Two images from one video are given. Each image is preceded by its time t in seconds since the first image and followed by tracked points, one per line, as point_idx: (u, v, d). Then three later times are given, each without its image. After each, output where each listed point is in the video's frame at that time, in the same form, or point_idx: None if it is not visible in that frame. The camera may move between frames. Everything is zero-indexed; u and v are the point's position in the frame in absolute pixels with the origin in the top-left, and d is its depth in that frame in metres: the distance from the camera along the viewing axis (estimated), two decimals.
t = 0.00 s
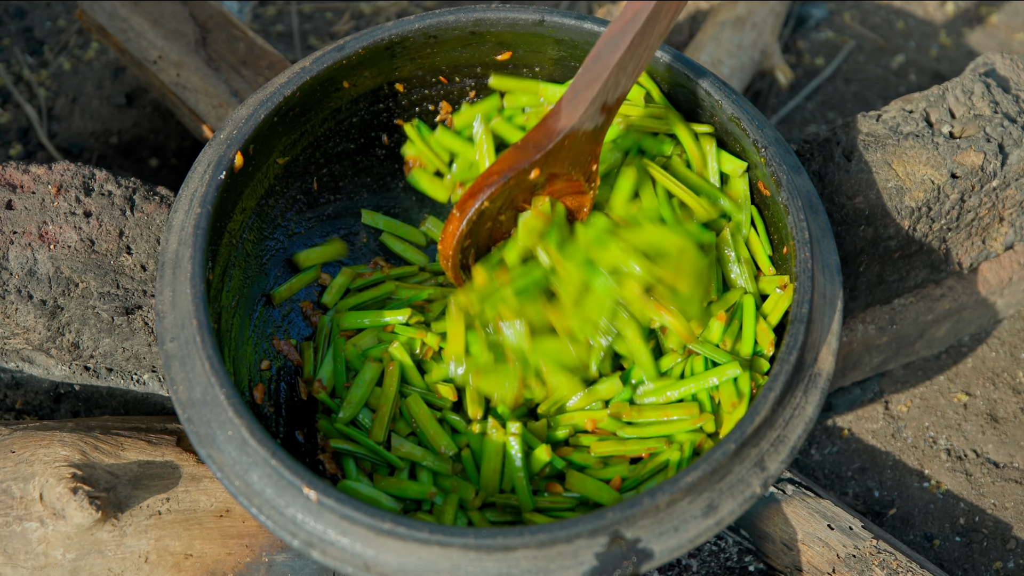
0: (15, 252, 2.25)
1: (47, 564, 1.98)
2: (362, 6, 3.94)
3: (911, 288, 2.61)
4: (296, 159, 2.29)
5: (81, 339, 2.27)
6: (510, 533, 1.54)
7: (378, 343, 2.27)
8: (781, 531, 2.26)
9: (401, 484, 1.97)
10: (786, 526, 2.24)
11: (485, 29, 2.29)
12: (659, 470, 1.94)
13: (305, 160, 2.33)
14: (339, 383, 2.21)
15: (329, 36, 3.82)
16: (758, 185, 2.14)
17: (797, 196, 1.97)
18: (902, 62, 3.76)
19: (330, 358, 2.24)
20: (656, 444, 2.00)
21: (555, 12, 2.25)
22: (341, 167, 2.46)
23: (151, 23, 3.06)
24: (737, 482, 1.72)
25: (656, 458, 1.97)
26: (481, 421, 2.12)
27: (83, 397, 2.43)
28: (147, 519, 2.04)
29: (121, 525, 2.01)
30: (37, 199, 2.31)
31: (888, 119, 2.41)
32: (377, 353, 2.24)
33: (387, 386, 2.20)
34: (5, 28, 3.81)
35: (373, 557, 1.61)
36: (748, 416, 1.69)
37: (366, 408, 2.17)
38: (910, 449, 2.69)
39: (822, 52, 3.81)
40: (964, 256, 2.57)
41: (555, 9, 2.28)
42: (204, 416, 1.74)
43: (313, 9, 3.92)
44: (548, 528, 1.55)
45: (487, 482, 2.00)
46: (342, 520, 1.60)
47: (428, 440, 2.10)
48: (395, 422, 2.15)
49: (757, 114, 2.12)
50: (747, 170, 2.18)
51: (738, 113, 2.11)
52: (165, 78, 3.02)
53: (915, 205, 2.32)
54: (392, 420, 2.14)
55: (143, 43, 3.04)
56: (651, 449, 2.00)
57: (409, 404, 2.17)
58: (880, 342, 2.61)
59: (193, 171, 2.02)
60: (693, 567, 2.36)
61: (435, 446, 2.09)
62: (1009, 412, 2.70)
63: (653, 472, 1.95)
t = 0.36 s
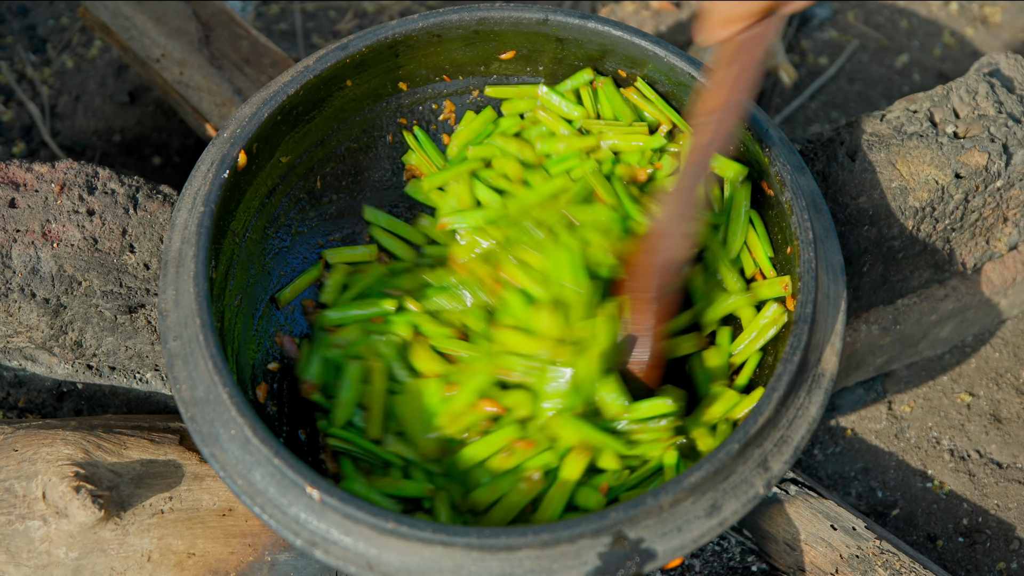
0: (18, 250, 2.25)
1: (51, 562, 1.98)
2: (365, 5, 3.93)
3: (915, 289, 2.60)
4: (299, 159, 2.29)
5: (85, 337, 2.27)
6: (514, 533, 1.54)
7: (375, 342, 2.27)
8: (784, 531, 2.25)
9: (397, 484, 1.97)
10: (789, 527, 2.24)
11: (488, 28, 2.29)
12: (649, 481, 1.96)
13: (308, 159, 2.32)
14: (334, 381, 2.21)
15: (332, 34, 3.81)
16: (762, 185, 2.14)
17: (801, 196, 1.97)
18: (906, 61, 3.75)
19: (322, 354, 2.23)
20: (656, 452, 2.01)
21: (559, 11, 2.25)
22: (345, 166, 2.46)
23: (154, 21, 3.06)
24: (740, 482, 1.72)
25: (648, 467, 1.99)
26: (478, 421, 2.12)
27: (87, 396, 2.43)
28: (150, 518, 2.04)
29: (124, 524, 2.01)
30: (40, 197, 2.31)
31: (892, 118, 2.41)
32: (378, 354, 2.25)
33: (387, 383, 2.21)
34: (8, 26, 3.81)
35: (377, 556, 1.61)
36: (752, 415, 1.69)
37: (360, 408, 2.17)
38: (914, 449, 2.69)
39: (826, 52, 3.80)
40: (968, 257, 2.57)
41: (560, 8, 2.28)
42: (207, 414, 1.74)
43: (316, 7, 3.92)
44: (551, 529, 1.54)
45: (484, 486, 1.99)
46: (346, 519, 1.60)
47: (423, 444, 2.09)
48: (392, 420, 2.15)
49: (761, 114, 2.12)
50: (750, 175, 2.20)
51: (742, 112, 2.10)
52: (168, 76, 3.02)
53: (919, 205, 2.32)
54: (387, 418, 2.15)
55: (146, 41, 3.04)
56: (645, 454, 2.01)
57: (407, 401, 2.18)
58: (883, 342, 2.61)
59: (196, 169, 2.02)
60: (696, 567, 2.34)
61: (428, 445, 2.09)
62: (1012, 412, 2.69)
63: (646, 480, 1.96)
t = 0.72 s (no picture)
0: (18, 251, 2.25)
1: (50, 562, 1.98)
2: (365, 5, 3.93)
3: (915, 288, 2.60)
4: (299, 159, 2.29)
5: (84, 338, 2.27)
6: (513, 533, 1.54)
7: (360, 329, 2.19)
8: (784, 531, 2.25)
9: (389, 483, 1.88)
10: (789, 526, 2.24)
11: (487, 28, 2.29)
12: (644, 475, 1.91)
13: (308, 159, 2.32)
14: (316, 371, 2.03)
15: (332, 34, 3.81)
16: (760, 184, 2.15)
17: (801, 196, 1.97)
18: (906, 61, 3.75)
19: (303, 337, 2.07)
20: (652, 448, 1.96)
21: (558, 11, 2.25)
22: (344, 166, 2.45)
23: (154, 21, 3.06)
24: (740, 482, 1.72)
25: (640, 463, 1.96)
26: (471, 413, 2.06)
27: (86, 396, 2.44)
28: (149, 518, 2.04)
29: (124, 524, 2.01)
30: (40, 197, 2.31)
31: (891, 118, 2.41)
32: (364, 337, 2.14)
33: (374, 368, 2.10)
34: (8, 26, 3.81)
35: (376, 556, 1.61)
36: (751, 415, 1.69)
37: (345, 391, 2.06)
38: (914, 449, 2.68)
39: (825, 52, 3.80)
40: (967, 256, 2.57)
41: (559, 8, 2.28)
42: (207, 414, 1.74)
43: (315, 7, 3.92)
44: (551, 529, 1.54)
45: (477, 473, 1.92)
46: (345, 520, 1.60)
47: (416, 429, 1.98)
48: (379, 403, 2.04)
49: (761, 114, 2.12)
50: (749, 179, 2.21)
51: (742, 113, 2.10)
52: (168, 76, 3.02)
53: (919, 205, 2.32)
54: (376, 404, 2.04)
55: (146, 41, 3.04)
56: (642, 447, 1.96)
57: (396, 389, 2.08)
58: (883, 342, 2.61)
59: (196, 169, 2.02)
60: (696, 567, 2.34)
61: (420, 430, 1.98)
62: (1012, 412, 2.69)
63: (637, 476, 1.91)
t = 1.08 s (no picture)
0: (21, 250, 2.25)
1: (54, 561, 2.00)
2: (368, 5, 3.94)
3: (917, 289, 2.60)
4: (302, 159, 2.29)
5: (88, 337, 2.27)
6: (516, 533, 1.54)
7: (369, 334, 2.23)
8: (786, 531, 2.24)
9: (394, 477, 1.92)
10: (792, 527, 2.24)
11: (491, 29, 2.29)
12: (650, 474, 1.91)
13: (312, 159, 2.33)
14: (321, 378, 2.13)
15: (335, 34, 3.81)
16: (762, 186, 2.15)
17: (804, 196, 1.96)
18: (909, 62, 3.75)
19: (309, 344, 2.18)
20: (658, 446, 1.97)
21: (562, 11, 2.25)
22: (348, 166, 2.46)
23: (158, 21, 3.06)
24: (743, 482, 1.72)
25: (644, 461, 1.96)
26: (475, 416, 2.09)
27: (89, 394, 2.44)
28: (152, 517, 2.04)
29: (127, 523, 2.01)
30: (44, 196, 2.31)
31: (895, 119, 2.42)
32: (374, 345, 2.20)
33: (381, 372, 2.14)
34: (11, 25, 3.82)
35: (379, 555, 1.61)
36: (754, 416, 1.69)
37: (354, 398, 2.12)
38: (916, 450, 2.68)
39: (829, 52, 3.80)
40: (971, 257, 2.57)
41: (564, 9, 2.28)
42: (210, 413, 1.74)
43: (319, 7, 3.92)
44: (554, 529, 1.54)
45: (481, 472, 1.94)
46: (347, 519, 1.60)
47: (418, 432, 2.02)
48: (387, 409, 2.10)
49: (764, 114, 2.12)
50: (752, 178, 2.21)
51: (744, 113, 2.10)
52: (171, 76, 3.02)
53: (922, 206, 2.32)
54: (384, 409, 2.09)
55: (149, 41, 3.04)
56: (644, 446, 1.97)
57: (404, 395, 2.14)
58: (886, 342, 2.61)
59: (199, 168, 2.02)
60: (699, 567, 2.35)
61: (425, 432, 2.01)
62: (1015, 413, 2.69)
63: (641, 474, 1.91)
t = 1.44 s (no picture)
0: (24, 249, 2.25)
1: (56, 560, 2.00)
2: (370, 5, 3.94)
3: (919, 289, 2.59)
4: (305, 160, 2.31)
5: (90, 336, 2.26)
6: (518, 533, 1.54)
7: (370, 336, 2.23)
8: (788, 531, 2.25)
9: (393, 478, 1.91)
10: (794, 528, 2.24)
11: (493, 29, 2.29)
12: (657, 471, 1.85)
13: (314, 158, 2.34)
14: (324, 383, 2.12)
15: (337, 34, 3.81)
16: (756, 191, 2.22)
17: (806, 196, 1.96)
18: (911, 62, 3.75)
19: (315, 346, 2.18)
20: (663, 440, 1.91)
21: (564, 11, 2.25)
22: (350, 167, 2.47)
23: (160, 21, 3.05)
24: (746, 482, 1.72)
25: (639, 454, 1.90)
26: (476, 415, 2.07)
27: (91, 394, 2.45)
28: (154, 516, 2.04)
29: (129, 523, 2.01)
30: (46, 196, 2.31)
31: (897, 119, 2.41)
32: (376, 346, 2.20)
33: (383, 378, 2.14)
34: (13, 25, 3.82)
35: (381, 555, 1.61)
36: (757, 416, 1.69)
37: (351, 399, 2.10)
38: (918, 450, 2.69)
39: (830, 53, 3.80)
40: (972, 257, 2.57)
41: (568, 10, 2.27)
42: (212, 413, 1.74)
43: (321, 7, 3.92)
44: (556, 528, 1.54)
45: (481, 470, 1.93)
46: (350, 519, 1.60)
47: (416, 435, 2.01)
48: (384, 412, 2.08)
49: (766, 114, 2.12)
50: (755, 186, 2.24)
51: (747, 113, 2.10)
52: (173, 75, 3.02)
53: (924, 206, 2.32)
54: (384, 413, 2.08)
55: (151, 41, 3.04)
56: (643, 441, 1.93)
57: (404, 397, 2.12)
58: (888, 343, 2.62)
59: (202, 168, 2.02)
60: (701, 568, 2.33)
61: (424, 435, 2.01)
62: (1017, 414, 2.69)
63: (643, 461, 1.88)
